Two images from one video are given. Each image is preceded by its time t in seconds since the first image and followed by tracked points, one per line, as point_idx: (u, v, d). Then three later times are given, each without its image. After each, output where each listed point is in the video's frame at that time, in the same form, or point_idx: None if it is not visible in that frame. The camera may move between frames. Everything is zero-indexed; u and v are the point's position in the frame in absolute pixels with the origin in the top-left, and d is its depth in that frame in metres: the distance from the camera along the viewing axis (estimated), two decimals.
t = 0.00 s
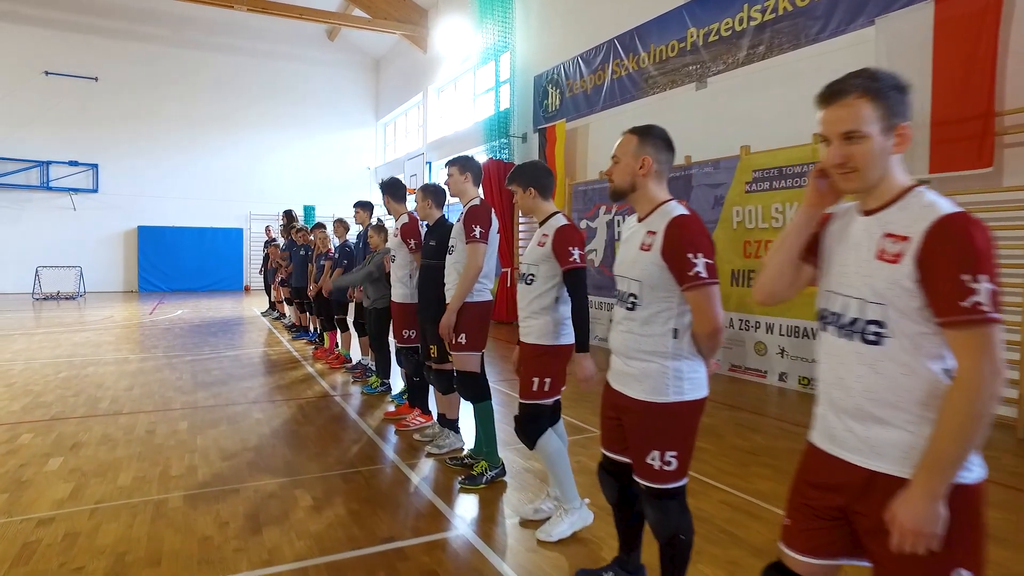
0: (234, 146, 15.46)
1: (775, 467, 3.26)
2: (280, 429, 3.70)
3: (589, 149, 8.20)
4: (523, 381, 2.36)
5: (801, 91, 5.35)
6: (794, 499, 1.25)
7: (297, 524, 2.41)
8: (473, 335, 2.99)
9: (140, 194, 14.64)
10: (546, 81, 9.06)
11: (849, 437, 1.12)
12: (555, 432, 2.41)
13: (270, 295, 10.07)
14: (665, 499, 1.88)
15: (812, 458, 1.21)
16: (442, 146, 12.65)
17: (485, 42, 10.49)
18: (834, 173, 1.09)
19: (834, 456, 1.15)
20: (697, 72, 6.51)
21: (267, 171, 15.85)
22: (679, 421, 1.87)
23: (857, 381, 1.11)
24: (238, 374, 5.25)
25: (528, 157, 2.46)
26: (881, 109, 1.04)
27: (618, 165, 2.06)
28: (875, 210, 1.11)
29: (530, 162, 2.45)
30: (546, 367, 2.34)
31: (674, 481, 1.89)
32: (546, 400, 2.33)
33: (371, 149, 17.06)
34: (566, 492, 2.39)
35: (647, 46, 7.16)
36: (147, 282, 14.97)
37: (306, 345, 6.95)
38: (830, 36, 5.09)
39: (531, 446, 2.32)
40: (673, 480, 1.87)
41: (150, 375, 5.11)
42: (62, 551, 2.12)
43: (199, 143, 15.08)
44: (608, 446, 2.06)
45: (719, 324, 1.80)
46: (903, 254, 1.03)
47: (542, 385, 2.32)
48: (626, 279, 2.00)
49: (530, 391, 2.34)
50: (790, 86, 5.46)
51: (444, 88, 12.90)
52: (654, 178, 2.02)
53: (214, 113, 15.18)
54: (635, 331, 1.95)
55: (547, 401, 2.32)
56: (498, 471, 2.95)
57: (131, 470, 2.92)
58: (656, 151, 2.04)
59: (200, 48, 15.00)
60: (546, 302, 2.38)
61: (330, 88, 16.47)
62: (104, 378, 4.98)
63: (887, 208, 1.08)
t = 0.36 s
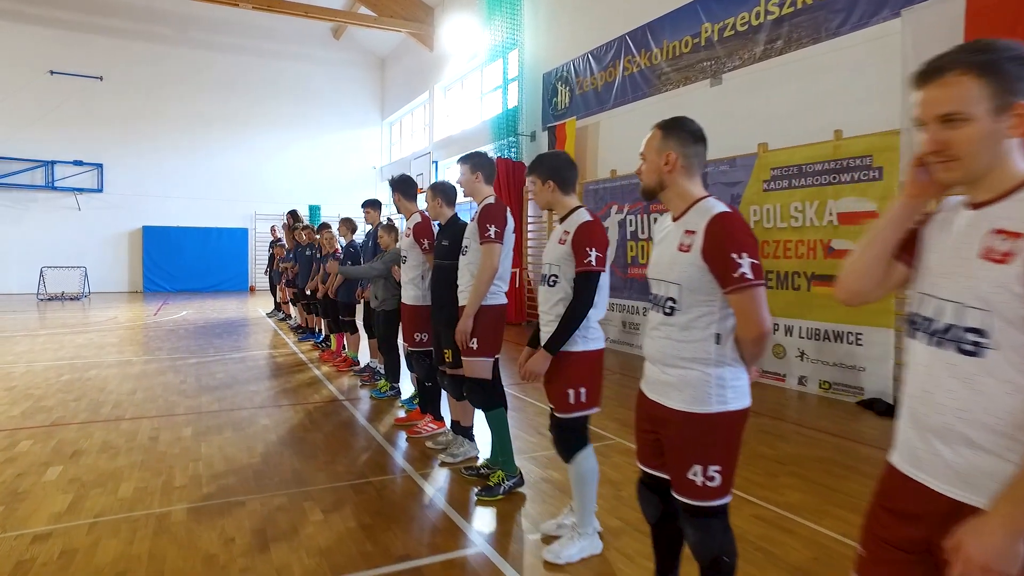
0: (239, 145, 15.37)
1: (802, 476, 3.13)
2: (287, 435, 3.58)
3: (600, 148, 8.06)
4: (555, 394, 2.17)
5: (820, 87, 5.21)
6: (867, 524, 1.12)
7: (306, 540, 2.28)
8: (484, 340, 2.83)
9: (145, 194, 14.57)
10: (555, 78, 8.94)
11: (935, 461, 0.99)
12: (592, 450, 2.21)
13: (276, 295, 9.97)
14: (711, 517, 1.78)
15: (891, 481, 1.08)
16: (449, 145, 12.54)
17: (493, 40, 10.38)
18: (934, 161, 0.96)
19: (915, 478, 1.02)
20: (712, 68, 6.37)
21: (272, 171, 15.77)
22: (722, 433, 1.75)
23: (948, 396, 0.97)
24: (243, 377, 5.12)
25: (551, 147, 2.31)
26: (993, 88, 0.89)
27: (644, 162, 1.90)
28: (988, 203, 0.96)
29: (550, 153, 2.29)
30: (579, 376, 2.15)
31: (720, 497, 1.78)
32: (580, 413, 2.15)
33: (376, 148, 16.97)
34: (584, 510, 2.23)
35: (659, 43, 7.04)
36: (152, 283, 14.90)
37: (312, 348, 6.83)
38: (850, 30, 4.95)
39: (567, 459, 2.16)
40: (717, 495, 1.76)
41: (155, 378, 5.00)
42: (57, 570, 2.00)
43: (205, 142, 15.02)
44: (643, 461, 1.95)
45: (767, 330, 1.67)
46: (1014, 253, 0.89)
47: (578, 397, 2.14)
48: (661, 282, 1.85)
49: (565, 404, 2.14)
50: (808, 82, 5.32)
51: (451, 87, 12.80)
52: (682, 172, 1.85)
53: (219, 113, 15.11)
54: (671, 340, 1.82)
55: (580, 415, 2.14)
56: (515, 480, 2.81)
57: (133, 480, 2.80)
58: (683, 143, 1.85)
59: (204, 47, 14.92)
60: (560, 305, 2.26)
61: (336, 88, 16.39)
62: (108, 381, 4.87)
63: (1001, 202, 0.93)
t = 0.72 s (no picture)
0: (243, 145, 15.29)
1: (831, 489, 3.01)
2: (294, 444, 3.45)
3: (609, 147, 7.94)
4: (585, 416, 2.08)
5: (840, 84, 5.08)
6: (959, 567, 1.00)
7: (316, 559, 2.16)
8: (480, 346, 2.69)
9: (148, 193, 14.47)
10: (564, 77, 8.82)
11: None
12: (628, 468, 2.14)
13: (280, 296, 9.86)
14: (752, 539, 1.55)
15: (989, 521, 0.95)
16: (454, 144, 12.44)
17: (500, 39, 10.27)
18: None
19: None
20: (726, 66, 6.25)
21: (276, 171, 15.67)
22: (763, 449, 1.52)
23: None
24: (247, 382, 5.00)
25: (583, 143, 2.19)
26: None
27: (676, 163, 1.68)
28: None
29: (583, 148, 2.17)
30: (610, 396, 2.05)
31: (760, 517, 1.55)
32: (610, 436, 2.06)
33: (380, 147, 16.87)
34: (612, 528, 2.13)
35: (672, 40, 6.91)
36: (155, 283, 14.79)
37: (318, 350, 6.72)
38: (871, 26, 4.82)
39: (602, 478, 2.10)
40: (758, 516, 1.53)
41: (158, 383, 4.89)
42: None
43: (208, 142, 14.92)
44: (679, 475, 1.74)
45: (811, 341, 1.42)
46: None
47: (609, 418, 2.05)
48: (693, 287, 1.63)
49: (597, 427, 2.05)
50: (827, 80, 5.20)
51: (456, 86, 12.69)
52: (718, 172, 1.62)
53: (223, 113, 15.01)
54: (703, 351, 1.59)
55: (614, 434, 2.05)
56: (485, 501, 2.59)
57: (135, 493, 2.67)
58: (720, 141, 1.61)
59: (207, 46, 14.82)
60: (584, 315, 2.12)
61: (340, 87, 16.29)
62: (110, 386, 4.75)
63: None
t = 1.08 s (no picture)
0: (246, 144, 15.16)
1: (862, 499, 2.87)
2: (299, 451, 3.31)
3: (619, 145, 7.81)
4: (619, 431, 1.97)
5: (859, 79, 4.96)
6: None
7: None
8: (472, 352, 2.40)
9: (149, 193, 14.35)
10: (572, 74, 8.69)
11: None
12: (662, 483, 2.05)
13: (283, 297, 9.73)
14: (804, 564, 1.34)
15: None
16: (459, 143, 12.31)
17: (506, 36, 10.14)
18: None
19: None
20: (740, 62, 6.13)
21: (278, 170, 15.55)
22: (821, 464, 1.32)
23: None
24: (251, 385, 4.86)
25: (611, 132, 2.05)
26: None
27: (719, 154, 1.43)
28: None
29: (611, 138, 2.03)
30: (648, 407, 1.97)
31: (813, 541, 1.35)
32: (645, 451, 1.96)
33: (383, 146, 16.74)
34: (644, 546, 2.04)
35: (683, 36, 6.78)
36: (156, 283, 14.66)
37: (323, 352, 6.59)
38: (892, 20, 4.69)
39: (633, 495, 2.01)
40: (811, 540, 1.33)
41: (159, 386, 4.76)
42: None
43: (210, 141, 14.80)
44: (715, 490, 1.53)
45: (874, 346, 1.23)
46: None
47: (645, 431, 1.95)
48: (735, 289, 1.43)
49: (633, 442, 1.95)
50: (846, 75, 5.07)
51: (461, 84, 12.57)
52: (768, 166, 1.39)
53: (225, 111, 14.89)
54: (746, 357, 1.39)
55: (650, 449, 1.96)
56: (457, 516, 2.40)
57: (133, 506, 2.54)
58: (769, 130, 1.38)
59: (209, 44, 14.69)
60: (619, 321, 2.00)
61: (343, 85, 16.16)
62: (110, 389, 4.62)
63: None
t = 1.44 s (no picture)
0: (249, 144, 15.01)
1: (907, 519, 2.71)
2: (307, 465, 3.15)
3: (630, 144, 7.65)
4: (653, 452, 1.82)
5: (886, 74, 4.80)
6: None
7: None
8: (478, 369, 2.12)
9: (151, 193, 14.20)
10: (581, 72, 8.53)
11: None
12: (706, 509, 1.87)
13: (287, 299, 9.57)
14: None
15: None
16: (464, 142, 12.16)
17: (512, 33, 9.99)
18: None
19: None
20: (758, 57, 5.95)
21: (282, 170, 15.41)
22: (921, 511, 1.05)
23: None
24: (255, 392, 4.69)
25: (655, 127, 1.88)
26: None
27: (794, 147, 1.21)
28: None
29: (655, 132, 1.86)
30: (684, 427, 1.81)
31: None
32: (683, 474, 1.80)
33: (387, 146, 16.59)
34: None
35: (696, 31, 6.61)
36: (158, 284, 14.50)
37: (328, 356, 6.43)
38: (920, 13, 4.55)
39: (672, 524, 1.85)
40: None
41: (160, 392, 4.59)
42: None
43: (213, 141, 14.66)
44: (779, 533, 1.28)
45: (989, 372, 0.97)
46: None
47: (683, 453, 1.80)
48: (808, 302, 1.19)
49: (668, 465, 1.80)
50: (871, 70, 4.90)
51: (466, 82, 12.42)
52: (856, 163, 1.15)
53: (228, 111, 14.75)
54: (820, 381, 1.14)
55: (685, 475, 1.80)
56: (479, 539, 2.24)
57: (130, 528, 2.37)
58: (856, 120, 1.15)
59: (212, 43, 14.55)
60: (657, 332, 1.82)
61: (347, 84, 16.02)
62: (109, 396, 4.45)
63: None
